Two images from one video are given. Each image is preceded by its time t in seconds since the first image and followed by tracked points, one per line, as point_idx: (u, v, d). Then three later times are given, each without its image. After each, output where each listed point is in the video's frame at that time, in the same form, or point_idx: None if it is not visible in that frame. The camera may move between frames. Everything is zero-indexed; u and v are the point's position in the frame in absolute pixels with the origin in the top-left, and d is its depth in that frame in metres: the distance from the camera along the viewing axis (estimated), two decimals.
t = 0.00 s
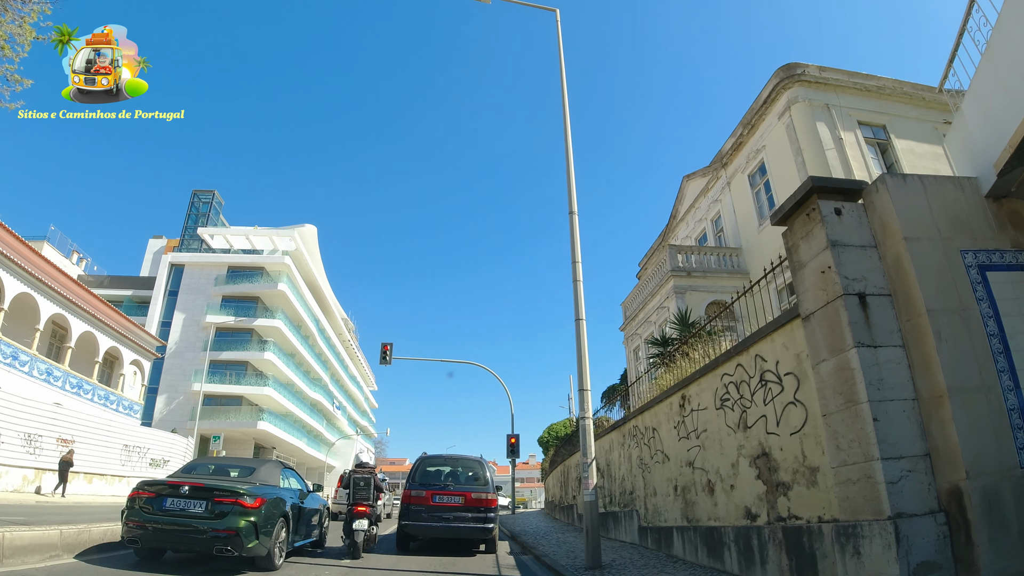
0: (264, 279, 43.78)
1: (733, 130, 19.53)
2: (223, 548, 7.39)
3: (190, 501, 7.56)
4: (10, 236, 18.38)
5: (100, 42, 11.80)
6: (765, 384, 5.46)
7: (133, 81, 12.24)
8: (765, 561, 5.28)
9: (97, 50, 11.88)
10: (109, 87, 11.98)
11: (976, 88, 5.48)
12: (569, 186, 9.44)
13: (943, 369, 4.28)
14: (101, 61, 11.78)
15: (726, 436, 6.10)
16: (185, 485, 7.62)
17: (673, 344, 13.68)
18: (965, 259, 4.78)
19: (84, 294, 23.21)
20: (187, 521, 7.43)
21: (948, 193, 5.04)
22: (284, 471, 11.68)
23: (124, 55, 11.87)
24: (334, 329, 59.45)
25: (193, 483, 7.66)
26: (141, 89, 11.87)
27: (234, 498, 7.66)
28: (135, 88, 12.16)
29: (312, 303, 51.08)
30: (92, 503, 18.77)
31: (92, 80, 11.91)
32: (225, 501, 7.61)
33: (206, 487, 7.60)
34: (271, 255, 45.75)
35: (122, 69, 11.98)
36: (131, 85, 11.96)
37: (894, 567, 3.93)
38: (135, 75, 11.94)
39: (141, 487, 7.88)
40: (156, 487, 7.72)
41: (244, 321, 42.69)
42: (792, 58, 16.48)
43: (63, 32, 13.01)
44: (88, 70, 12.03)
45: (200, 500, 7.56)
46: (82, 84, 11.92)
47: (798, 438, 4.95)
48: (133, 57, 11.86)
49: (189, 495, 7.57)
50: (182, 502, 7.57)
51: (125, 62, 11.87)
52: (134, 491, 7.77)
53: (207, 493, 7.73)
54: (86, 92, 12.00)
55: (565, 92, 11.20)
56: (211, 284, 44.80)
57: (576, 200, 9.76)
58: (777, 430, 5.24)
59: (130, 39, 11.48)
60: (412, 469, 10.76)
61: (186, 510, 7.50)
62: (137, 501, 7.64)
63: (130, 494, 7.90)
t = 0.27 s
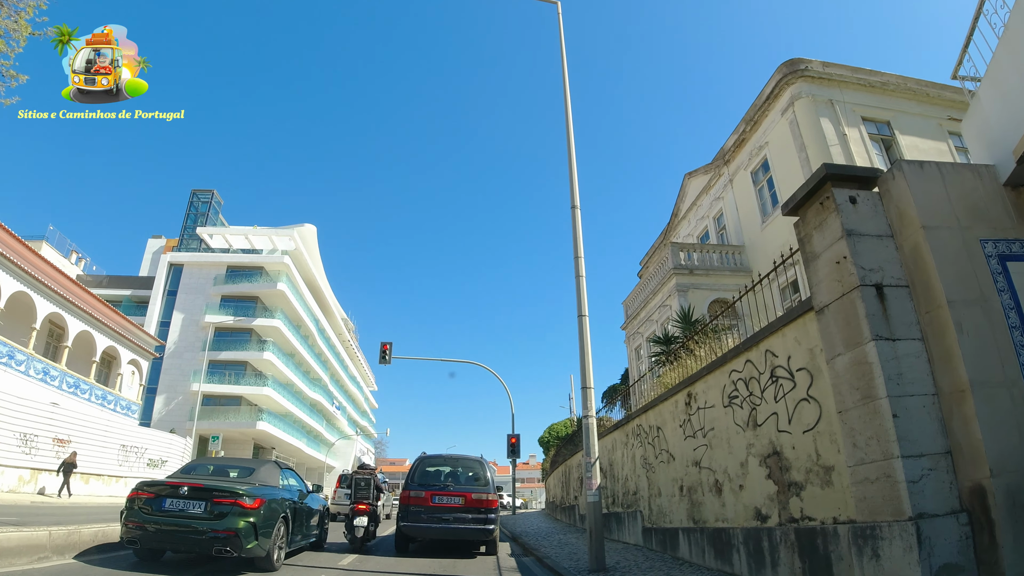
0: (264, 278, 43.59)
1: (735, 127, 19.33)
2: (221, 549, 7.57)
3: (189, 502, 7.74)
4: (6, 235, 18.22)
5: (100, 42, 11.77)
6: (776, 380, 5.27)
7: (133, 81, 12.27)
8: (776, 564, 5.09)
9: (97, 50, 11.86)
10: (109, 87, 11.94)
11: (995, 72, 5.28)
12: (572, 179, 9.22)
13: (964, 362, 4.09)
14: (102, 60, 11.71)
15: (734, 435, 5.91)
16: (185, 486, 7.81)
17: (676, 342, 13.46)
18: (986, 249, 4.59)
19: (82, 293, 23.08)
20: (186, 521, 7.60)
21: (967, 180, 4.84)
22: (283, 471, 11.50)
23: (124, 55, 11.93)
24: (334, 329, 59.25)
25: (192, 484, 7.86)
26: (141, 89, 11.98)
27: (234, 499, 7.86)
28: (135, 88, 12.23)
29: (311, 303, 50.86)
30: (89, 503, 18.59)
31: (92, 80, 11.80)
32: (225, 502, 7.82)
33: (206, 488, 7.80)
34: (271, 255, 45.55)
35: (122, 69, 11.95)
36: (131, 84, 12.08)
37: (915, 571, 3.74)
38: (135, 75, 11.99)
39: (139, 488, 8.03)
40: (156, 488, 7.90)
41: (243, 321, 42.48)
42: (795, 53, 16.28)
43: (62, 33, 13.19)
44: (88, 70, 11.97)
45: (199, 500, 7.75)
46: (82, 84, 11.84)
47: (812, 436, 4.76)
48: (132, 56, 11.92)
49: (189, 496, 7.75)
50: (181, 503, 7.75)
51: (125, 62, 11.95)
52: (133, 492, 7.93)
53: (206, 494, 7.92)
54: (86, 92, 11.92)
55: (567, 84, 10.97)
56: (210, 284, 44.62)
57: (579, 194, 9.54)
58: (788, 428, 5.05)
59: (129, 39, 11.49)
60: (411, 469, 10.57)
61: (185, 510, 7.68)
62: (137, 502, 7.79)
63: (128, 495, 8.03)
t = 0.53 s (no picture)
0: (263, 278, 43.39)
1: (738, 122, 19.11)
2: (219, 551, 7.60)
3: (187, 503, 7.80)
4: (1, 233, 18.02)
5: (100, 43, 11.92)
6: (788, 375, 5.07)
7: (134, 82, 12.37)
8: (788, 567, 4.88)
9: (98, 50, 12.01)
10: (109, 87, 12.18)
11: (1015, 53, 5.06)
12: (573, 172, 8.98)
13: (989, 354, 3.89)
14: (102, 60, 11.82)
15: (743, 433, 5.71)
16: (182, 487, 7.88)
17: (678, 340, 13.24)
18: (1008, 236, 4.38)
19: (78, 292, 22.93)
20: (183, 521, 7.65)
21: (987, 165, 4.64)
22: (282, 472, 11.30)
23: (124, 55, 12.04)
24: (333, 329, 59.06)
25: (189, 485, 7.91)
26: (141, 90, 12.18)
27: (232, 500, 7.90)
28: (134, 88, 12.34)
29: (311, 302, 50.63)
30: (84, 504, 18.38)
31: (92, 80, 12.04)
32: (223, 502, 7.87)
33: (204, 489, 7.85)
34: (270, 254, 45.34)
35: (122, 70, 12.10)
36: (132, 85, 12.22)
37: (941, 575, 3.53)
38: (134, 74, 12.14)
39: (137, 488, 8.09)
40: (153, 489, 7.95)
41: (242, 321, 42.27)
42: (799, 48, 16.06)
43: (62, 32, 13.47)
44: (88, 69, 12.11)
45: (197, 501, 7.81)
46: (82, 84, 12.01)
47: (827, 433, 4.57)
48: (132, 57, 12.13)
49: (187, 497, 7.81)
50: (179, 503, 7.82)
51: (125, 62, 12.10)
52: (130, 491, 7.98)
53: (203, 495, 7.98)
54: (86, 92, 12.09)
55: (568, 75, 10.70)
56: (208, 284, 44.39)
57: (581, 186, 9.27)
58: (801, 425, 4.85)
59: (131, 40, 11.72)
60: (410, 469, 10.36)
61: (182, 511, 7.73)
62: (135, 502, 7.88)
63: (125, 495, 8.09)
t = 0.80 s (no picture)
0: (261, 277, 43.14)
1: (741, 118, 18.89)
2: (215, 551, 7.81)
3: (182, 504, 8.01)
4: None
5: (101, 43, 11.94)
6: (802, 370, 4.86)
7: (134, 81, 12.41)
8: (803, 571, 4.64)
9: (97, 50, 12.03)
10: (109, 87, 12.23)
11: None
12: (575, 163, 8.75)
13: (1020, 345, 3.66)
14: (102, 60, 11.88)
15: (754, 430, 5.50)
16: (178, 487, 8.09)
17: (681, 338, 13.00)
18: None
19: (74, 291, 22.72)
20: (179, 521, 7.88)
21: (1013, 147, 4.42)
22: (279, 472, 11.06)
23: (125, 55, 12.08)
24: (332, 329, 58.80)
25: (185, 486, 8.12)
26: (141, 89, 12.28)
27: (227, 501, 8.11)
28: (135, 88, 12.40)
29: (309, 302, 50.34)
30: (78, 504, 18.10)
31: (92, 80, 12.02)
32: (219, 503, 8.09)
33: (199, 490, 8.07)
34: (268, 254, 45.07)
35: (122, 69, 12.18)
36: (131, 84, 12.25)
37: None
38: (135, 74, 12.20)
39: (134, 489, 8.30)
40: (150, 490, 8.17)
41: (240, 320, 42.00)
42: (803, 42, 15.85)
43: (61, 31, 13.28)
44: (88, 70, 12.18)
45: (192, 502, 8.02)
46: (82, 83, 12.03)
47: (846, 430, 4.36)
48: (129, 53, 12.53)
49: (182, 497, 8.02)
50: (175, 504, 8.04)
51: (126, 62, 12.13)
52: (127, 492, 8.19)
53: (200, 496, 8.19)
54: (86, 92, 12.09)
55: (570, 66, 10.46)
56: (206, 283, 44.15)
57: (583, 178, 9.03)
58: (817, 421, 4.64)
59: (132, 40, 11.78)
60: (407, 469, 10.13)
61: (178, 511, 7.95)
62: (132, 502, 8.10)
63: (123, 495, 8.32)
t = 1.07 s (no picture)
0: (259, 277, 42.89)
1: (744, 113, 18.65)
2: (209, 552, 7.71)
3: (177, 504, 7.92)
4: None
5: (99, 42, 13.02)
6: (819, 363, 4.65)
7: (133, 80, 13.71)
8: None
9: (96, 49, 13.10)
10: (109, 86, 13.28)
11: None
12: (577, 153, 8.50)
13: None
14: (100, 60, 12.93)
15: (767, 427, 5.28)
16: (172, 488, 8.01)
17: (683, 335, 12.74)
18: None
19: (69, 289, 22.50)
20: (174, 522, 7.80)
21: None
22: (276, 473, 10.80)
23: (124, 55, 13.19)
24: (331, 328, 58.52)
25: (180, 487, 8.04)
26: (140, 88, 13.54)
27: (222, 502, 8.05)
28: (133, 86, 13.50)
29: (308, 301, 50.05)
30: (70, 504, 17.81)
31: (92, 80, 13.15)
32: (214, 503, 8.02)
33: (194, 490, 8.00)
34: (266, 253, 44.80)
35: (121, 68, 13.31)
36: (129, 83, 13.39)
37: None
38: (133, 74, 13.34)
39: (127, 489, 8.21)
40: (143, 490, 8.08)
41: (238, 320, 41.71)
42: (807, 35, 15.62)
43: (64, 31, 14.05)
44: (87, 69, 13.25)
45: (187, 502, 7.94)
46: (81, 83, 13.16)
47: (867, 425, 4.15)
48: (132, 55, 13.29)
49: (177, 498, 7.95)
50: (169, 505, 7.96)
51: (124, 61, 13.27)
52: (120, 492, 8.09)
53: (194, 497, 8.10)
54: (85, 91, 13.28)
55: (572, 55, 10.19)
56: (204, 283, 43.87)
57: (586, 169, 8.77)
58: (836, 417, 4.43)
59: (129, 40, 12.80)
60: (405, 469, 9.89)
61: (173, 512, 7.87)
62: (125, 503, 8.01)
63: (116, 496, 8.22)
